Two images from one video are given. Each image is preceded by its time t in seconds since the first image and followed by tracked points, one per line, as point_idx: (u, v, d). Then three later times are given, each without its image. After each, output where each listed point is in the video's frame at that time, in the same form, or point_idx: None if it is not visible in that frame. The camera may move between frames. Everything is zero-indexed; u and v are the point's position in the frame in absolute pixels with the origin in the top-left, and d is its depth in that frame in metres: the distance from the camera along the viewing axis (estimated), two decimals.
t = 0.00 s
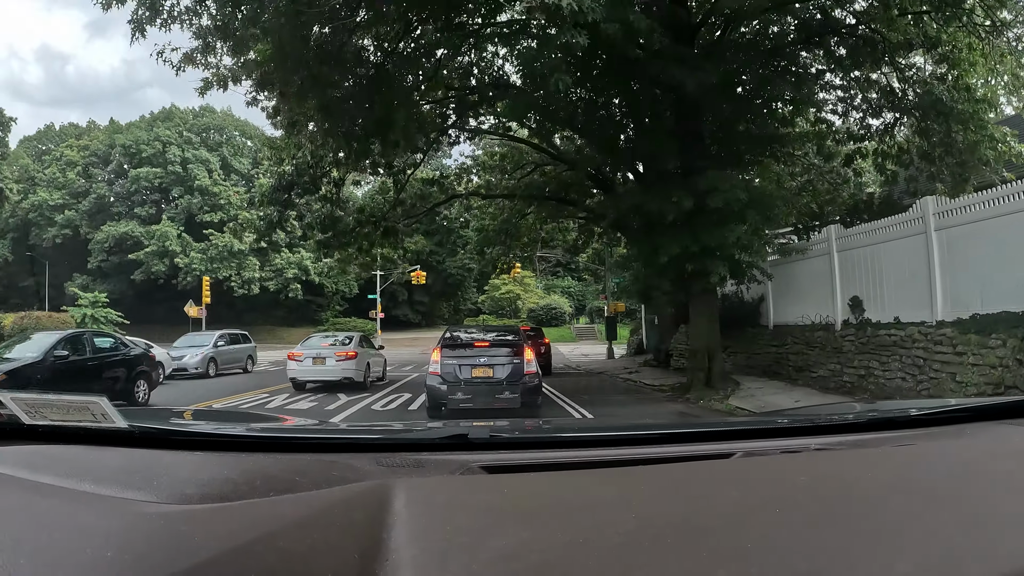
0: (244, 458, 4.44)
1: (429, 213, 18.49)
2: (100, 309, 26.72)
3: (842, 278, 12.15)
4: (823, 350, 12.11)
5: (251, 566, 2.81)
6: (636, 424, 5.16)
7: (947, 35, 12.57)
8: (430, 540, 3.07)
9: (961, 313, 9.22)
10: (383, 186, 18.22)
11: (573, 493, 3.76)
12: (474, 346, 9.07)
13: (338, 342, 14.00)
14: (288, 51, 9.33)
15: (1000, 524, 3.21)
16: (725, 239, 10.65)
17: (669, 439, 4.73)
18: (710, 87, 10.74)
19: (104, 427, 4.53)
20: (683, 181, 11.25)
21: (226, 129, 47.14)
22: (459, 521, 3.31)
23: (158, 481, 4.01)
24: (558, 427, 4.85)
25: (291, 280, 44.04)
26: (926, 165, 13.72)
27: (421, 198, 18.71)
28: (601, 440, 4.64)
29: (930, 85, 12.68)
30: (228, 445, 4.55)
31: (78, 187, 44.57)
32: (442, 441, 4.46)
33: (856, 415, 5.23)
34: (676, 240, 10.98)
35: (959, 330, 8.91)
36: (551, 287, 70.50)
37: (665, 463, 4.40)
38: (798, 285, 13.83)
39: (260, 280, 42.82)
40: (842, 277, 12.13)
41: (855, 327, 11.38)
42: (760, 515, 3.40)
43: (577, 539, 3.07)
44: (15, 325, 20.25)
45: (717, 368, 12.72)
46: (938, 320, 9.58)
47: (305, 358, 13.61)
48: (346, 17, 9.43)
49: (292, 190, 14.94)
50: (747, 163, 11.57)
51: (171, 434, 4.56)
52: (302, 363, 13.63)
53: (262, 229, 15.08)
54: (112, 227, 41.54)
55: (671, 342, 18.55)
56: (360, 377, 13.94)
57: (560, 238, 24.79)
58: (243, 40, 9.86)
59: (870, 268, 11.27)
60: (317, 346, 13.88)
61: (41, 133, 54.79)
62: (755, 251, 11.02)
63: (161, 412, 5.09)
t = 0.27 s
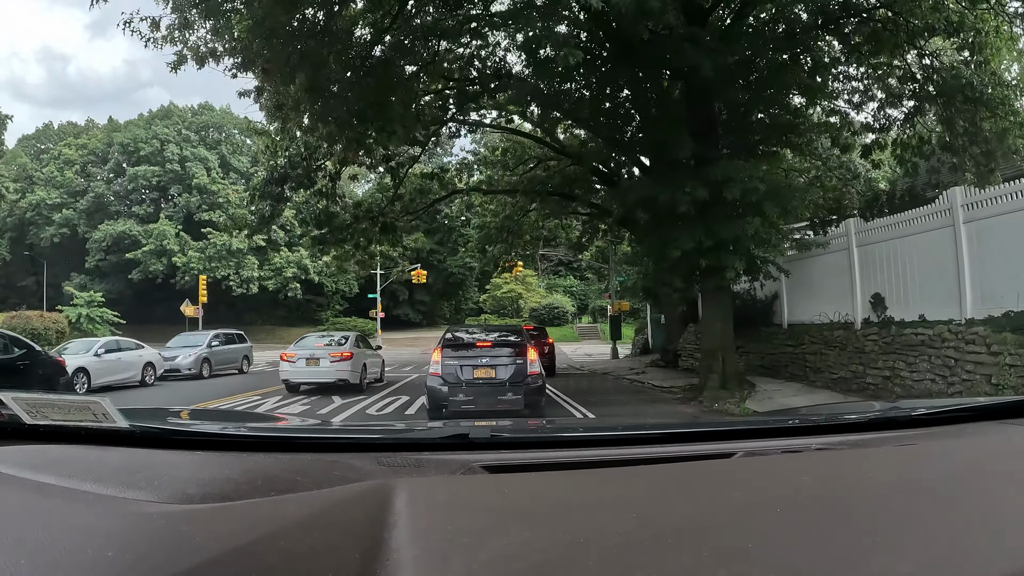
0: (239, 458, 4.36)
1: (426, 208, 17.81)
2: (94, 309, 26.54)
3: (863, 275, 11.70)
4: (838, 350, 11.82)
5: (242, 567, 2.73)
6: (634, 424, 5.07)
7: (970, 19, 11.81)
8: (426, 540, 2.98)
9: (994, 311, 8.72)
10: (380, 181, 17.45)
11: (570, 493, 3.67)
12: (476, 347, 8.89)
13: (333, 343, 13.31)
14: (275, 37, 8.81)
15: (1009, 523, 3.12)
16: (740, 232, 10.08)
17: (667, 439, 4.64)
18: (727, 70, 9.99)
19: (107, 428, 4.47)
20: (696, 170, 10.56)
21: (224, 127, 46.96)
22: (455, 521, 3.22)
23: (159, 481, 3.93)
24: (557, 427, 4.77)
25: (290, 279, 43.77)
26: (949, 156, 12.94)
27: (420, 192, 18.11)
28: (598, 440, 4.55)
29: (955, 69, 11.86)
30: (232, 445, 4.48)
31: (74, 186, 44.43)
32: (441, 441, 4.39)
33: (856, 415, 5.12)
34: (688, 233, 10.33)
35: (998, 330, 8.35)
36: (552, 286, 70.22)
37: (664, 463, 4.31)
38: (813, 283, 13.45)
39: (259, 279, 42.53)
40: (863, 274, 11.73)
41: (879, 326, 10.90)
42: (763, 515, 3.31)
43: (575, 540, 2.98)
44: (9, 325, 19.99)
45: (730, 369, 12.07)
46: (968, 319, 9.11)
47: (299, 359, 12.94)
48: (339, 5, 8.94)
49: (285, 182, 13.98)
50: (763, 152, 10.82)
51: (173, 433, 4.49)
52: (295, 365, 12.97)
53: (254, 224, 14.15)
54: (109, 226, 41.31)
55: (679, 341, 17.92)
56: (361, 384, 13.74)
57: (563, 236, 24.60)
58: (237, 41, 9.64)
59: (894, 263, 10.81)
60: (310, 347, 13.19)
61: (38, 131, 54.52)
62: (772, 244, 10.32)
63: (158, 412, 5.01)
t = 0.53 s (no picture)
0: (232, 458, 4.27)
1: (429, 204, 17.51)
2: (90, 309, 26.46)
3: (885, 271, 11.03)
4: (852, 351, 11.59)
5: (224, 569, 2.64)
6: (633, 422, 4.96)
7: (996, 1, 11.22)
8: (416, 542, 2.89)
9: None
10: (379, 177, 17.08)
11: (566, 492, 3.58)
12: (477, 347, 8.26)
13: (327, 342, 12.58)
14: (261, 18, 8.45)
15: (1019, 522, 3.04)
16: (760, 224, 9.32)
17: (666, 438, 4.53)
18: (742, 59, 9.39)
19: (110, 428, 4.40)
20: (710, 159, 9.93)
21: (223, 125, 46.81)
22: (448, 521, 3.13)
23: (162, 480, 3.85)
24: (556, 426, 4.67)
25: (289, 278, 43.53)
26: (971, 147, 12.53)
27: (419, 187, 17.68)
28: (595, 439, 4.44)
29: (978, 53, 11.35)
30: (236, 445, 4.40)
31: (73, 185, 44.35)
32: (441, 441, 4.31)
33: (857, 414, 5.00)
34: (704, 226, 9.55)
35: None
36: (553, 286, 69.98)
37: (662, 462, 4.20)
38: (834, 279, 12.64)
39: (258, 278, 42.37)
40: (887, 269, 10.98)
41: (902, 325, 10.40)
42: (763, 515, 3.22)
43: (569, 540, 2.90)
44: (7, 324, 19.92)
45: (747, 370, 11.09)
46: (998, 318, 8.66)
47: (291, 360, 12.22)
48: None
49: (277, 176, 13.65)
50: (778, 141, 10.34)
51: (176, 433, 4.42)
52: (288, 366, 12.25)
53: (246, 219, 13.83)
54: (107, 225, 41.20)
55: (688, 341, 17.43)
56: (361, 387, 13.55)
57: (564, 234, 24.46)
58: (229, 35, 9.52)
59: (917, 259, 10.25)
60: (304, 347, 12.46)
61: (37, 130, 54.38)
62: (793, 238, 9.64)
63: (157, 412, 4.94)
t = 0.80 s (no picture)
0: (223, 457, 4.15)
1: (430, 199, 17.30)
2: (86, 309, 26.42)
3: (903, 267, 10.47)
4: (852, 346, 11.41)
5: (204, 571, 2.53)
6: (633, 422, 4.81)
7: None
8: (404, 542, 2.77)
9: None
10: (379, 172, 16.89)
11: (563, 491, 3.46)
12: (479, 347, 7.98)
13: (321, 342, 12.02)
14: None
15: None
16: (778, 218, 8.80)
17: (670, 437, 4.39)
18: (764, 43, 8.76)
19: (111, 427, 4.27)
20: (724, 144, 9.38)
21: (222, 123, 46.69)
22: (439, 521, 3.01)
23: (163, 480, 3.73)
24: (555, 425, 4.56)
25: (287, 277, 43.29)
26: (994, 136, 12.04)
27: (417, 182, 17.31)
28: (593, 438, 4.29)
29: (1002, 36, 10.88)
30: (237, 445, 4.27)
31: (71, 184, 44.30)
32: (442, 441, 4.14)
33: (856, 414, 4.83)
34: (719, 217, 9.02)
35: None
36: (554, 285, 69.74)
37: (661, 461, 4.06)
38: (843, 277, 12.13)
39: (256, 277, 42.22)
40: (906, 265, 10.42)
41: (926, 323, 9.76)
42: (766, 513, 3.11)
43: (564, 540, 2.80)
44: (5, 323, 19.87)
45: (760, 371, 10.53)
46: None
47: (283, 361, 11.71)
48: None
49: (270, 168, 13.39)
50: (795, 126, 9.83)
51: (177, 434, 4.27)
52: (280, 367, 11.74)
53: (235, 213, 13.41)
54: (105, 224, 41.11)
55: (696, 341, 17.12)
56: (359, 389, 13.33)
57: (566, 232, 24.28)
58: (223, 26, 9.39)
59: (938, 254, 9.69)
60: (297, 347, 11.92)
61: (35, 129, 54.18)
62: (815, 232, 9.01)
63: (155, 413, 4.80)
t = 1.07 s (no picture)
0: (216, 457, 4.07)
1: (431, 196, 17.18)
2: (82, 309, 26.35)
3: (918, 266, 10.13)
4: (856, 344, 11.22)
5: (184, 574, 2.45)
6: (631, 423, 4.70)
7: None
8: (393, 544, 2.68)
9: None
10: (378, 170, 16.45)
11: (560, 491, 3.38)
12: (480, 347, 7.86)
13: (315, 342, 11.76)
14: None
15: None
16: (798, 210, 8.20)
17: (671, 438, 4.26)
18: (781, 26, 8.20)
19: (112, 426, 4.18)
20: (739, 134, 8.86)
21: (221, 121, 46.59)
22: (430, 522, 2.92)
23: (163, 480, 3.65)
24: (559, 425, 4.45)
25: (287, 276, 43.18)
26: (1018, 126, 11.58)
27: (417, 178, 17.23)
28: (590, 439, 4.17)
29: None
30: (238, 446, 4.16)
31: (70, 183, 44.24)
32: (442, 441, 4.06)
33: (856, 414, 4.68)
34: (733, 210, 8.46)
35: None
36: (557, 285, 69.58)
37: (660, 462, 3.95)
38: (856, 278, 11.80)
39: (256, 277, 42.12)
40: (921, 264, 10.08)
41: (950, 322, 9.29)
42: (765, 515, 3.03)
43: (557, 542, 2.71)
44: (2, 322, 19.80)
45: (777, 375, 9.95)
46: None
47: (276, 362, 11.43)
48: None
49: (263, 162, 12.30)
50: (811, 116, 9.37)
51: (180, 434, 4.18)
52: (272, 368, 11.46)
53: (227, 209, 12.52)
54: (103, 224, 41.03)
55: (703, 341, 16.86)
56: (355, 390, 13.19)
57: (568, 230, 24.16)
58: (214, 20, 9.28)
59: (959, 250, 9.32)
60: (291, 347, 11.65)
61: (34, 128, 54.10)
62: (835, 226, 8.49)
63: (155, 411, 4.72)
